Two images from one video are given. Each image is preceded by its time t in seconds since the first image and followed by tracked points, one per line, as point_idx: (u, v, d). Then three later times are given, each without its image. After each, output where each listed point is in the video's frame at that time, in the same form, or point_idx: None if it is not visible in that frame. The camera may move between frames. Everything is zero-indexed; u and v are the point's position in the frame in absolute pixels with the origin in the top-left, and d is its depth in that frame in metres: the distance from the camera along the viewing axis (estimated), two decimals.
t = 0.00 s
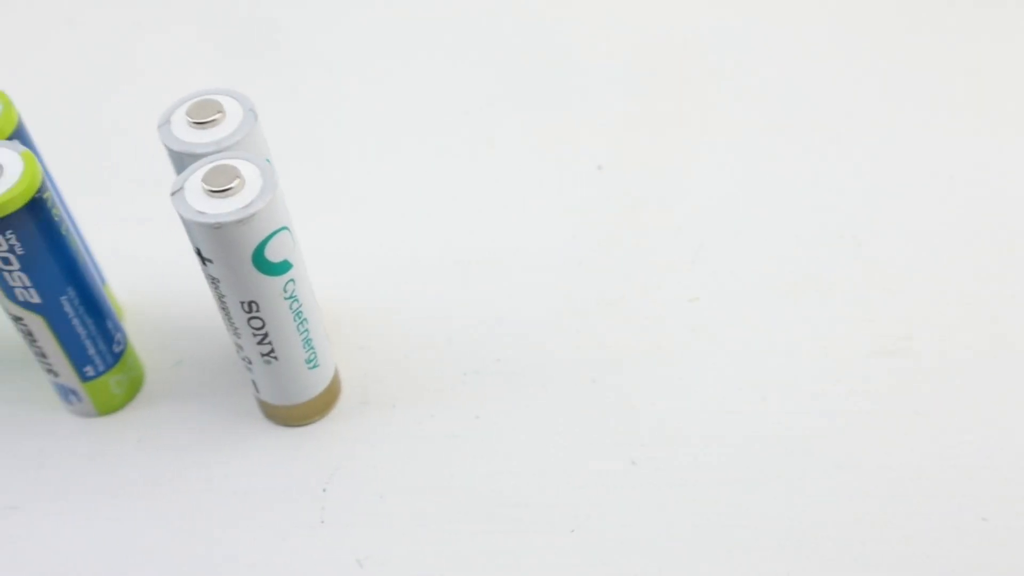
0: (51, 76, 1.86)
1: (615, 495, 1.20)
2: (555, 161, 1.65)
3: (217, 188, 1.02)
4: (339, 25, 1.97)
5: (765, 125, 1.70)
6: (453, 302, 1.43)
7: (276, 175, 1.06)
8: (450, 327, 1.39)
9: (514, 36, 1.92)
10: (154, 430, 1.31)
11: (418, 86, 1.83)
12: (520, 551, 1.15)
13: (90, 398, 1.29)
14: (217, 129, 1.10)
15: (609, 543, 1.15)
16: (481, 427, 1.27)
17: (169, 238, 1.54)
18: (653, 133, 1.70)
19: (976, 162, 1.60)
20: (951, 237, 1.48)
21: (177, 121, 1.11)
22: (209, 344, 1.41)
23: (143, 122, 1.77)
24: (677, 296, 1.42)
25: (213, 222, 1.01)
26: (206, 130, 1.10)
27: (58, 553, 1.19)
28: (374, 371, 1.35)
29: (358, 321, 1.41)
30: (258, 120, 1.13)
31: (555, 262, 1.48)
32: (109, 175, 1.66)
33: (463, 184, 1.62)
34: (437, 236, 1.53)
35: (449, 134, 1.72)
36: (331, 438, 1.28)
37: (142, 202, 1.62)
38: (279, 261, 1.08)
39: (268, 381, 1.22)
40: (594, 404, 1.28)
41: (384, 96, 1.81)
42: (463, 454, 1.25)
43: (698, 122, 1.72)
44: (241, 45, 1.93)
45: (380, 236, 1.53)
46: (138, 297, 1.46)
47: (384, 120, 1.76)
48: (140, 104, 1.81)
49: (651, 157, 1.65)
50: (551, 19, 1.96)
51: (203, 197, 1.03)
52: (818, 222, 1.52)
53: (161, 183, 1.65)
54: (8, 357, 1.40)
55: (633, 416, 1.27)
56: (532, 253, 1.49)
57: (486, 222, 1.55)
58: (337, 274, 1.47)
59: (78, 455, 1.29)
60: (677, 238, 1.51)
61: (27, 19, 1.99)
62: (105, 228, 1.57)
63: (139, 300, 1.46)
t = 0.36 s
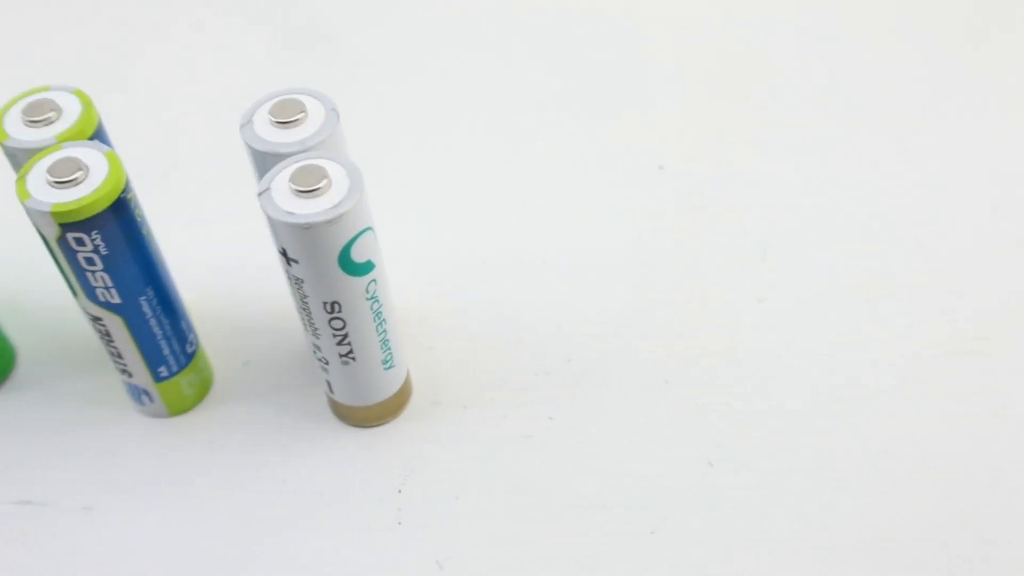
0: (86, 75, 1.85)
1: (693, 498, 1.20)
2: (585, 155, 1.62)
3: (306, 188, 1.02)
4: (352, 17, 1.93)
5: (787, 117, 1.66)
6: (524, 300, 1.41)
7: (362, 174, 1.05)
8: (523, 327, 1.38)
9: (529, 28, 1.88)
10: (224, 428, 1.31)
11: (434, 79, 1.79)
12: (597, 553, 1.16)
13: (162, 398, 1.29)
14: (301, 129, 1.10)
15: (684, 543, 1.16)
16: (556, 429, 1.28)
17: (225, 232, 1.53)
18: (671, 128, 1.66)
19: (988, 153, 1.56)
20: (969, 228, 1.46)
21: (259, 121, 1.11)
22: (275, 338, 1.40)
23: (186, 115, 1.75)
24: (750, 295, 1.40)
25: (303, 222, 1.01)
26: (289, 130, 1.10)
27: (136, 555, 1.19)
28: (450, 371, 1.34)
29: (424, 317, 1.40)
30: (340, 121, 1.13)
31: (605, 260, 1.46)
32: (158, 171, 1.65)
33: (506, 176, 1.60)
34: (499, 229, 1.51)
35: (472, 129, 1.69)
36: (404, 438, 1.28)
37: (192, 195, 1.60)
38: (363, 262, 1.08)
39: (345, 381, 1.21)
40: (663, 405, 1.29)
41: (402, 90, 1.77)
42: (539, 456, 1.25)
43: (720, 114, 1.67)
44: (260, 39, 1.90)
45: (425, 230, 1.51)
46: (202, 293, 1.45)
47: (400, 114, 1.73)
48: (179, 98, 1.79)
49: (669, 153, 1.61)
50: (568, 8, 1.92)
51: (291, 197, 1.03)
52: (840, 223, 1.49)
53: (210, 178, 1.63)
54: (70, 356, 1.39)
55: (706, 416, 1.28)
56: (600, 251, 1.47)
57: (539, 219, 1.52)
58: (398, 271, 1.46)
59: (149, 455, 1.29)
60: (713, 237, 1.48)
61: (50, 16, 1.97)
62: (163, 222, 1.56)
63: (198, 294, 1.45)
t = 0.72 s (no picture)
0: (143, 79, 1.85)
1: (783, 499, 1.19)
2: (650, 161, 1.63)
3: (408, 188, 1.02)
4: (405, 28, 1.94)
5: (843, 125, 1.66)
6: (601, 303, 1.41)
7: (462, 174, 1.05)
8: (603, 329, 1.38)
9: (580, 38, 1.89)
10: (305, 429, 1.30)
11: (491, 88, 1.80)
12: (691, 553, 1.15)
13: (245, 399, 1.28)
14: (396, 129, 1.09)
15: (779, 544, 1.15)
16: (642, 430, 1.27)
17: (296, 235, 1.53)
18: (731, 135, 1.66)
19: None
20: None
21: (354, 121, 1.10)
22: (352, 340, 1.40)
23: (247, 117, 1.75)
24: (830, 295, 1.40)
25: (407, 222, 1.01)
26: (384, 129, 1.09)
27: (226, 556, 1.19)
28: (532, 372, 1.34)
29: (503, 320, 1.40)
30: (433, 120, 1.12)
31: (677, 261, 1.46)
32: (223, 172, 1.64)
33: (576, 182, 1.60)
34: (575, 233, 1.51)
35: (534, 136, 1.70)
36: (489, 440, 1.27)
37: (258, 195, 1.59)
38: (461, 262, 1.08)
39: (433, 382, 1.21)
40: (747, 407, 1.28)
41: (461, 100, 1.78)
42: (625, 457, 1.25)
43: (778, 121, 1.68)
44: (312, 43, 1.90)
45: (498, 236, 1.52)
46: (277, 296, 1.45)
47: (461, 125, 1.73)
48: (238, 100, 1.78)
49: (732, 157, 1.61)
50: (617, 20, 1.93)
51: (393, 197, 1.02)
52: (911, 224, 1.48)
53: (276, 180, 1.63)
54: (149, 360, 1.40)
55: (790, 418, 1.27)
56: (675, 253, 1.47)
57: (610, 222, 1.53)
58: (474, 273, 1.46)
59: (231, 455, 1.28)
60: (783, 238, 1.48)
61: (102, 26, 1.97)
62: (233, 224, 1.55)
63: (276, 296, 1.46)
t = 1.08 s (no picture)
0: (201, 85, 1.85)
1: (867, 501, 1.19)
2: (713, 163, 1.62)
3: (501, 188, 1.02)
4: (459, 31, 1.94)
5: (908, 123, 1.65)
6: (671, 303, 1.41)
7: (554, 174, 1.05)
8: (676, 330, 1.37)
9: (634, 43, 1.89)
10: (381, 430, 1.30)
11: (548, 93, 1.80)
12: (777, 556, 1.15)
13: (321, 400, 1.28)
14: (484, 129, 1.09)
15: (865, 546, 1.15)
16: (720, 432, 1.26)
17: (363, 239, 1.53)
18: (794, 135, 1.65)
19: None
20: None
21: (441, 122, 1.10)
22: (423, 342, 1.39)
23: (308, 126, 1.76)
24: (904, 296, 1.39)
25: (501, 222, 1.00)
26: (472, 129, 1.09)
27: (306, 558, 1.19)
28: (606, 373, 1.33)
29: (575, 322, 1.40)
30: (520, 120, 1.12)
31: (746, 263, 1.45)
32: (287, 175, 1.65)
33: (639, 187, 1.60)
34: (640, 237, 1.51)
35: (595, 141, 1.70)
36: (566, 441, 1.27)
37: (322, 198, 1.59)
38: (551, 263, 1.07)
39: (513, 384, 1.20)
40: (826, 409, 1.28)
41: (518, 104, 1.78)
42: (705, 459, 1.24)
43: (840, 121, 1.67)
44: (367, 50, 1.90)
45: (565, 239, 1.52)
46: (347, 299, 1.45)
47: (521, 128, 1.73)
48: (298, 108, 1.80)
49: (796, 158, 1.61)
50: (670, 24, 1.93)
51: (486, 198, 1.02)
52: (983, 223, 1.47)
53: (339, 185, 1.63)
54: (219, 360, 1.39)
55: (870, 420, 1.26)
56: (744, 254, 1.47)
57: (677, 224, 1.52)
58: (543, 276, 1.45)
59: (306, 455, 1.28)
60: (852, 238, 1.47)
61: (159, 33, 1.98)
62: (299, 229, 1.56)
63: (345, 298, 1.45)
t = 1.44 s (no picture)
0: (251, 84, 1.85)
1: (942, 503, 1.18)
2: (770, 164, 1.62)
3: (586, 189, 1.01)
4: (507, 28, 1.93)
5: (963, 122, 1.64)
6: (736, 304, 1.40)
7: (636, 175, 1.04)
8: (740, 333, 1.37)
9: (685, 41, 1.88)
10: (447, 432, 1.29)
11: (600, 93, 1.80)
12: (853, 559, 1.14)
13: (388, 401, 1.27)
14: (563, 129, 1.08)
15: (942, 549, 1.14)
16: (789, 434, 1.26)
17: (419, 240, 1.53)
18: (850, 135, 1.65)
19: None
20: None
21: (519, 122, 1.10)
22: (485, 343, 1.39)
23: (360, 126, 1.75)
24: (969, 296, 1.38)
25: (587, 223, 1.00)
26: (551, 129, 1.09)
27: (378, 558, 1.18)
28: (674, 374, 1.33)
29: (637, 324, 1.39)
30: (597, 120, 1.12)
31: (809, 265, 1.45)
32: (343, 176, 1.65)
33: (694, 189, 1.60)
34: (699, 238, 1.51)
35: (647, 142, 1.69)
36: (634, 443, 1.26)
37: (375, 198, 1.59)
38: (632, 263, 1.07)
39: (584, 385, 1.20)
40: (896, 411, 1.27)
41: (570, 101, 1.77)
42: (775, 461, 1.23)
43: (896, 120, 1.66)
44: (415, 48, 1.89)
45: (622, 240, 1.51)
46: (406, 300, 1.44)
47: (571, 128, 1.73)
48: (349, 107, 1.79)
49: (854, 158, 1.60)
50: (720, 21, 1.92)
51: (570, 198, 1.02)
52: None
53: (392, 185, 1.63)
54: (281, 362, 1.39)
55: (941, 421, 1.26)
56: (806, 256, 1.46)
57: (736, 226, 1.52)
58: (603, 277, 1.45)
59: (374, 456, 1.27)
60: (914, 238, 1.46)
61: (205, 30, 1.98)
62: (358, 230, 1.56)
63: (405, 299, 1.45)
